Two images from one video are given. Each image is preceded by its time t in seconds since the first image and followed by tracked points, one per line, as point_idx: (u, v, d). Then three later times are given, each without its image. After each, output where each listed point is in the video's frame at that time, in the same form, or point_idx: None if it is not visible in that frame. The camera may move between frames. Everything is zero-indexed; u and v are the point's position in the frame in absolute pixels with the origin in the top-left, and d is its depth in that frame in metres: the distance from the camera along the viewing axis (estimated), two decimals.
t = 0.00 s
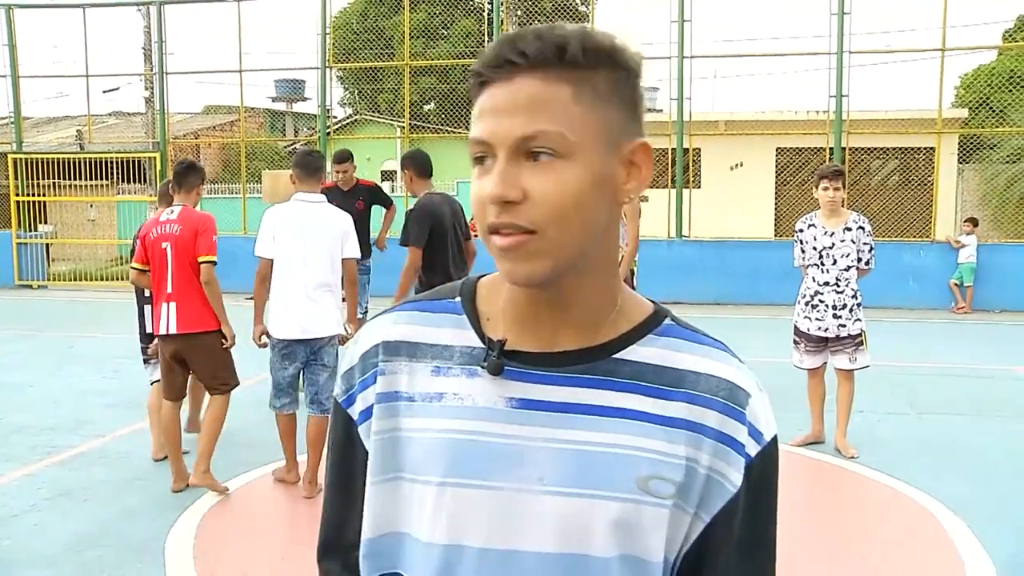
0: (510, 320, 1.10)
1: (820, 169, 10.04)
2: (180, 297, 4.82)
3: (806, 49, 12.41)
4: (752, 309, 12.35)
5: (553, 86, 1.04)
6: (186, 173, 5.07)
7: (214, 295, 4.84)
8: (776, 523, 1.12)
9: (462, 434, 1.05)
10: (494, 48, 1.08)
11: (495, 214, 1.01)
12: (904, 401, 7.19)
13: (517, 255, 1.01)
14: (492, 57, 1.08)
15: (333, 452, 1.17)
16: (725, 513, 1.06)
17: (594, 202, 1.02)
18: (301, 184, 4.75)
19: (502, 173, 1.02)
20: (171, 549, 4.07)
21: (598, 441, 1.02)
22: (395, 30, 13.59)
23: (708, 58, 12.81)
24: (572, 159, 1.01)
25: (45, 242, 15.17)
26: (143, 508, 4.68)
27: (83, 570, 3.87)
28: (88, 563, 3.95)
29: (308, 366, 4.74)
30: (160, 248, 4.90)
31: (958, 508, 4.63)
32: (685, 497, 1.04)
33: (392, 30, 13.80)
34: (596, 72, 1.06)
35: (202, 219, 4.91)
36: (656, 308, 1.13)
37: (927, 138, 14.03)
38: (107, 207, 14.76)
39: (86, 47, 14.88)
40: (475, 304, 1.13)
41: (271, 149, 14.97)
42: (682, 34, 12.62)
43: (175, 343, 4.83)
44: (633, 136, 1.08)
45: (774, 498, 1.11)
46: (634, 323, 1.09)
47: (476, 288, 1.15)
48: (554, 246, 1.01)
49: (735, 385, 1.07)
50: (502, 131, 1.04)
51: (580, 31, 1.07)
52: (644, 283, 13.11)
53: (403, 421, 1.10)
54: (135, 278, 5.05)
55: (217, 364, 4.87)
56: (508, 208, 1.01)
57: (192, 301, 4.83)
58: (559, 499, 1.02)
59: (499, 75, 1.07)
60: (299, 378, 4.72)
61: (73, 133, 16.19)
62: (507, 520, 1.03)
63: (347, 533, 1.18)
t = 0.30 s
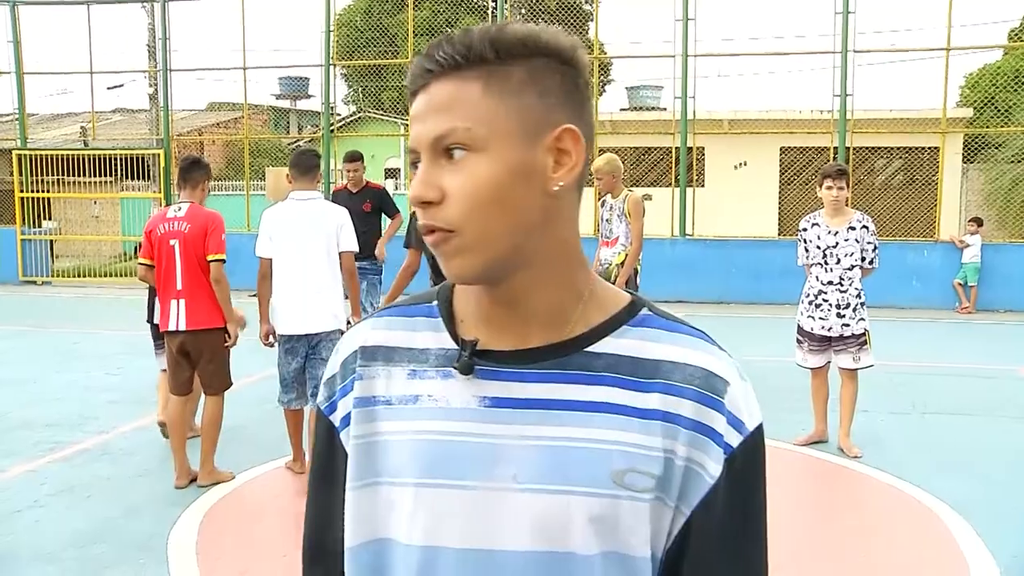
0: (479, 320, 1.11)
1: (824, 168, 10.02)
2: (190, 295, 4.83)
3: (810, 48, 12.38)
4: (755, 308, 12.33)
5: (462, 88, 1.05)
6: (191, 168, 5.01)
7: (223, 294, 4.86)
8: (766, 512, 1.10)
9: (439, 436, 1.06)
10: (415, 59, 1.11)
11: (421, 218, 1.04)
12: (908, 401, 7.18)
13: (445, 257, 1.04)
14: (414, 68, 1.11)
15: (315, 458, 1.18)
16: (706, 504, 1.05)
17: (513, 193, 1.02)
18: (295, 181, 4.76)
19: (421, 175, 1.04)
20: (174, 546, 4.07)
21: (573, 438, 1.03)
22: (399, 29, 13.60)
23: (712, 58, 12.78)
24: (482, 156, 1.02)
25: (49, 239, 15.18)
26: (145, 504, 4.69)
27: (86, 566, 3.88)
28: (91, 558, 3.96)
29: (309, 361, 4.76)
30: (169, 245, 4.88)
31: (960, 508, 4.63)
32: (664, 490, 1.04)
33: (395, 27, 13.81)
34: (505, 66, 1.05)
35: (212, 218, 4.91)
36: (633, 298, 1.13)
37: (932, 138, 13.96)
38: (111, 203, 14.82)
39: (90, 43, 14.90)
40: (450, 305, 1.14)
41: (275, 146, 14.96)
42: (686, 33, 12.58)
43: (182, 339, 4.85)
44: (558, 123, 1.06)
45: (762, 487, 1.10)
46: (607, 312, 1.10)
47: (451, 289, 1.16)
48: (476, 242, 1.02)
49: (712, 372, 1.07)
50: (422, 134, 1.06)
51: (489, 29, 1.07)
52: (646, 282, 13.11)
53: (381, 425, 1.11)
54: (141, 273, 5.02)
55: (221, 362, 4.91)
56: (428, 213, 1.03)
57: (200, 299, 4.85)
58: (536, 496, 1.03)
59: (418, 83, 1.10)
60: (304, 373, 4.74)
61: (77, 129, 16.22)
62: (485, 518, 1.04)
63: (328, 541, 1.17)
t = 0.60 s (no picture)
0: (442, 322, 1.11)
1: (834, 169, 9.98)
2: (201, 293, 4.84)
3: (819, 50, 12.34)
4: (764, 310, 12.29)
5: (417, 87, 1.05)
6: (208, 169, 5.05)
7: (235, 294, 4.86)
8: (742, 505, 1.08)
9: (406, 442, 1.05)
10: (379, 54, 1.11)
11: (371, 216, 1.06)
12: (917, 404, 7.14)
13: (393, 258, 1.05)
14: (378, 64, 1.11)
15: (291, 469, 1.16)
16: (675, 500, 1.04)
17: (459, 198, 1.02)
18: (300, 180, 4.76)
19: (372, 175, 1.06)
20: (182, 545, 4.07)
21: (541, 441, 1.02)
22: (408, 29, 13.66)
23: (721, 59, 12.74)
24: (430, 160, 1.03)
25: (59, 238, 15.23)
26: (153, 503, 4.69)
27: (93, 565, 3.88)
28: (99, 558, 3.96)
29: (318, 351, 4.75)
30: (182, 243, 4.91)
31: (970, 512, 4.59)
32: (636, 489, 1.04)
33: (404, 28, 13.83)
34: (462, 66, 1.05)
35: (226, 218, 4.92)
36: (601, 292, 1.12)
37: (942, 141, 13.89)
38: (120, 203, 14.92)
39: (101, 44, 14.95)
40: (420, 310, 1.14)
41: (283, 146, 14.99)
42: (695, 34, 12.55)
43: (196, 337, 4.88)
44: (513, 128, 1.05)
45: (735, 481, 1.07)
46: (570, 311, 1.09)
47: (420, 294, 1.16)
48: (421, 245, 1.03)
49: (677, 364, 1.05)
50: (377, 131, 1.07)
51: (450, 27, 1.07)
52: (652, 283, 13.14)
53: (356, 437, 1.10)
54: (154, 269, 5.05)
55: (229, 361, 4.88)
56: (377, 213, 1.05)
57: (211, 297, 4.86)
58: (505, 502, 1.02)
59: (379, 78, 1.10)
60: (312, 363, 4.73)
61: (88, 129, 16.27)
62: (455, 527, 1.03)
63: (314, 551, 1.13)
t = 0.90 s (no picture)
0: (433, 326, 1.10)
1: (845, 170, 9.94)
2: (202, 292, 4.88)
3: (829, 50, 12.32)
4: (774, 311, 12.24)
5: (408, 88, 1.04)
6: (209, 171, 5.11)
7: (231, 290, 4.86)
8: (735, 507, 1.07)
9: (394, 447, 1.05)
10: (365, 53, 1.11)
11: (361, 218, 1.05)
12: (928, 405, 7.10)
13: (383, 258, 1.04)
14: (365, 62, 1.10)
15: (279, 472, 1.15)
16: (667, 504, 1.03)
17: (452, 200, 1.02)
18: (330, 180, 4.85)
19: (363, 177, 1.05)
20: (194, 545, 4.06)
21: (530, 446, 1.01)
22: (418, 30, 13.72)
23: (731, 59, 12.71)
24: (422, 161, 1.02)
25: (71, 239, 15.29)
26: (164, 503, 4.69)
27: (105, 565, 3.89)
28: (111, 558, 3.96)
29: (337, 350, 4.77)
30: (184, 244, 4.97)
31: (983, 515, 4.55)
32: (629, 492, 1.03)
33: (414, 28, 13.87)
34: (453, 68, 1.05)
35: (222, 216, 4.94)
36: (590, 295, 1.11)
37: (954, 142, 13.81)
38: (131, 204, 14.98)
39: (113, 45, 15.02)
40: (408, 313, 1.13)
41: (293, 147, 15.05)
42: (705, 34, 12.53)
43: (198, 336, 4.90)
44: (505, 129, 1.04)
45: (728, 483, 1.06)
46: (560, 313, 1.09)
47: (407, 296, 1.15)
48: (414, 248, 1.02)
49: (669, 366, 1.04)
50: (367, 132, 1.06)
51: (439, 27, 1.06)
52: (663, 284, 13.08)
53: (345, 441, 1.09)
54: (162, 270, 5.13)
55: (229, 358, 4.88)
56: (368, 214, 1.03)
57: (211, 296, 4.88)
58: (497, 506, 1.01)
59: (367, 78, 1.09)
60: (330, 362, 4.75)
61: (99, 130, 16.31)
62: (446, 531, 1.02)
63: (303, 551, 1.14)
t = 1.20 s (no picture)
0: (443, 330, 1.10)
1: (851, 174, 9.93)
2: (184, 292, 5.02)
3: (834, 54, 12.32)
4: (780, 315, 12.22)
5: (513, 93, 1.04)
6: (204, 177, 5.36)
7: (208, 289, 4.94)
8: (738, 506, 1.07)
9: (399, 450, 1.05)
10: (452, 39, 1.07)
11: (439, 215, 1.02)
12: (936, 409, 7.07)
13: (458, 259, 1.02)
14: (450, 48, 1.07)
15: (280, 477, 1.15)
16: (673, 505, 1.03)
17: (535, 215, 1.05)
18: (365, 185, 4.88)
19: (451, 175, 1.02)
20: (200, 549, 4.06)
21: (534, 447, 1.01)
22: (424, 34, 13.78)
23: (737, 63, 12.71)
24: (523, 172, 1.03)
25: (78, 243, 15.34)
26: (171, 507, 4.70)
27: (112, 568, 3.89)
28: (117, 561, 3.96)
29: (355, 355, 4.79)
30: (172, 247, 5.15)
31: (991, 519, 4.52)
32: (634, 493, 1.03)
33: (420, 32, 13.91)
34: (551, 84, 1.07)
35: (203, 216, 5.07)
36: (593, 299, 1.12)
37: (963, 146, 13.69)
38: (138, 208, 15.04)
39: (120, 50, 15.09)
40: (411, 318, 1.13)
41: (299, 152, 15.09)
42: (711, 38, 12.54)
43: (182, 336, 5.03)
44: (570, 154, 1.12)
45: (732, 481, 1.07)
46: (567, 316, 1.09)
47: (409, 303, 1.15)
48: (496, 256, 1.03)
49: (675, 368, 1.05)
50: (456, 130, 1.04)
51: (541, 39, 1.07)
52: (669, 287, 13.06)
53: (349, 445, 1.09)
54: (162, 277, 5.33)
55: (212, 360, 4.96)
56: (454, 213, 1.01)
57: (193, 298, 4.99)
58: (504, 509, 1.01)
59: (456, 68, 1.06)
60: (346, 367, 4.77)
61: (106, 134, 16.36)
62: (451, 532, 1.02)
63: (305, 555, 1.13)
